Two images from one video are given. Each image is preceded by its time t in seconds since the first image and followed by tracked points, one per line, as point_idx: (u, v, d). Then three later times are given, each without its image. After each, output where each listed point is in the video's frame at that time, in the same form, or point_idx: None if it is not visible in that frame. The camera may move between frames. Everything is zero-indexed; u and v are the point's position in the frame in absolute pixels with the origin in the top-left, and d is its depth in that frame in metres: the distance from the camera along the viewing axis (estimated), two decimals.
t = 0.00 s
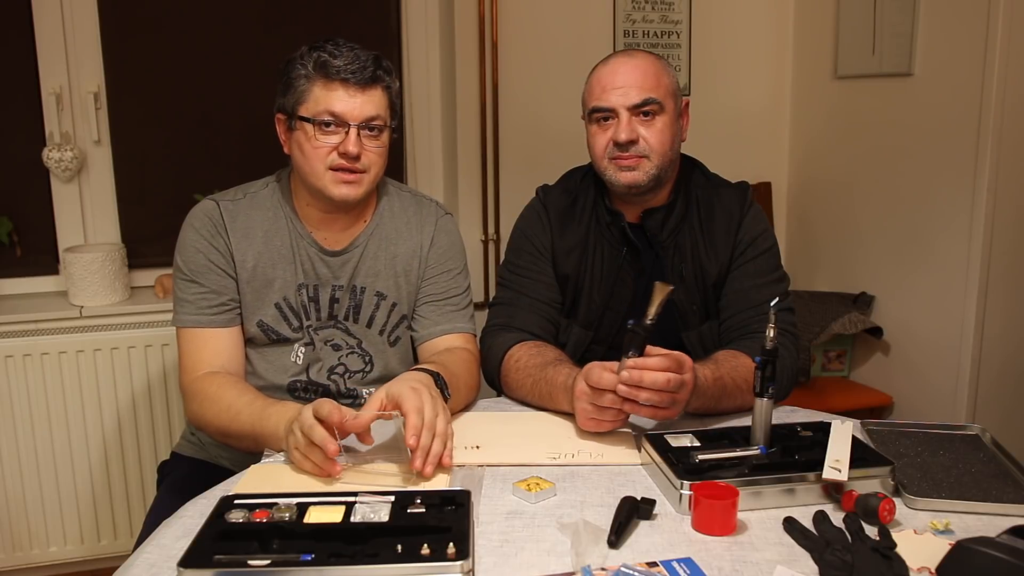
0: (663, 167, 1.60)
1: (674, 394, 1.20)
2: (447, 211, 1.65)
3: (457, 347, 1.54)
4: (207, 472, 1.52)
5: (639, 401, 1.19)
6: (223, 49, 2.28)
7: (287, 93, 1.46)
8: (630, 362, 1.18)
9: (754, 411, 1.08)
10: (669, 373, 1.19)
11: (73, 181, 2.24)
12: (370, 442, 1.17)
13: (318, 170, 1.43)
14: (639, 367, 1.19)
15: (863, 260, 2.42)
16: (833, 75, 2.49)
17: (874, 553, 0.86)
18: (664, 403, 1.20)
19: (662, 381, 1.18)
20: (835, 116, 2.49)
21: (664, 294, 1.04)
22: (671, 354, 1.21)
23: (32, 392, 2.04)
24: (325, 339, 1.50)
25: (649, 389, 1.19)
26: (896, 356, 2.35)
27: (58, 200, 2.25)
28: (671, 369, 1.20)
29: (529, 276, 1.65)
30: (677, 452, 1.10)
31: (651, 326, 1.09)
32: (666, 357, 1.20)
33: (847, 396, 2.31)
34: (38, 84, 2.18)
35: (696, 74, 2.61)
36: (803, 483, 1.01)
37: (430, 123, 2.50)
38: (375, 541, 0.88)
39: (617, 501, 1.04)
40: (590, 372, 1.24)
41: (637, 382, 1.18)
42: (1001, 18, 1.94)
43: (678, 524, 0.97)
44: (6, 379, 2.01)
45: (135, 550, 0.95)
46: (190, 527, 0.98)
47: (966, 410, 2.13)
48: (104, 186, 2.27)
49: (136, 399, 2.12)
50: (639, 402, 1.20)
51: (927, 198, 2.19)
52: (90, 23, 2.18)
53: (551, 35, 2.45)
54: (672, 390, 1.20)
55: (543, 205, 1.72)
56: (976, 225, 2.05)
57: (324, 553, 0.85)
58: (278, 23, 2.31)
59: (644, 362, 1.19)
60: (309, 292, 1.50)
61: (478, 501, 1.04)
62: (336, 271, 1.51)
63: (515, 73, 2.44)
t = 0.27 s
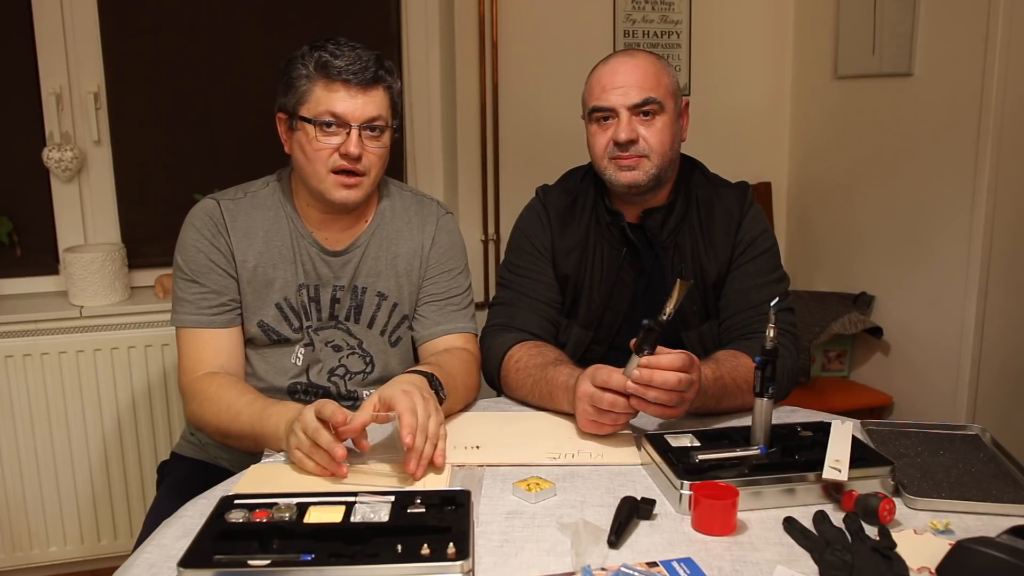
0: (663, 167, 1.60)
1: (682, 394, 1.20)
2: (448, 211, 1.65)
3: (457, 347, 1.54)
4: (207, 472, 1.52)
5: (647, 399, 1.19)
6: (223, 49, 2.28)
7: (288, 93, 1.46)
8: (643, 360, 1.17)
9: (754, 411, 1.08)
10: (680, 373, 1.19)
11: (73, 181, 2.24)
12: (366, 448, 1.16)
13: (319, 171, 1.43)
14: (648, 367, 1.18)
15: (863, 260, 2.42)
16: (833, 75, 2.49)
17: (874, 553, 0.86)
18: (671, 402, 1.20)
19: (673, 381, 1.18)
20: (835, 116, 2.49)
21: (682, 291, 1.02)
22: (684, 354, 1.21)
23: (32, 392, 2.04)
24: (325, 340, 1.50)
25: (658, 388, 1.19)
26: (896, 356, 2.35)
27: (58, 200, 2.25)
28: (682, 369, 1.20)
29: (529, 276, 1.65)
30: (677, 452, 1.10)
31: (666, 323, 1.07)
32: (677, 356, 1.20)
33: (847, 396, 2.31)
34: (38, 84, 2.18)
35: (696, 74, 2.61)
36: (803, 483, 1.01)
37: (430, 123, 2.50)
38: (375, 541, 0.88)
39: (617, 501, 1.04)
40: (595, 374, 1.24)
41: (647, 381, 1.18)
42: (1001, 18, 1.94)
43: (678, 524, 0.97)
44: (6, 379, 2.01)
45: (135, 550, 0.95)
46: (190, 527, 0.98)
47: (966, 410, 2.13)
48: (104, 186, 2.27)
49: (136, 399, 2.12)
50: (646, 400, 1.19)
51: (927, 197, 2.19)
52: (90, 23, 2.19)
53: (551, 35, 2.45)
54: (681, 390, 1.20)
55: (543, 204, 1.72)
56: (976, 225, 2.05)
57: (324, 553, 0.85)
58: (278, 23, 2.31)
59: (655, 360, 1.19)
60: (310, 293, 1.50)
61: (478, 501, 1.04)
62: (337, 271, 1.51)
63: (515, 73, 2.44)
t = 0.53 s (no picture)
0: (663, 166, 1.60)
1: (681, 394, 1.20)
2: (450, 211, 1.65)
3: (458, 347, 1.54)
4: (207, 472, 1.52)
5: (646, 400, 1.19)
6: (223, 49, 2.28)
7: (293, 94, 1.45)
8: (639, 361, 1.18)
9: (754, 411, 1.08)
10: (677, 373, 1.19)
11: (73, 181, 2.24)
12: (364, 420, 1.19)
13: (325, 173, 1.43)
14: (644, 368, 1.19)
15: (863, 260, 2.42)
16: (833, 75, 2.49)
17: (873, 553, 0.86)
18: (671, 403, 1.20)
19: (670, 381, 1.18)
20: (835, 116, 2.49)
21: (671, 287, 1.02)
22: (679, 354, 1.21)
23: (32, 392, 2.04)
24: (326, 340, 1.51)
25: (656, 389, 1.19)
26: (896, 356, 2.35)
27: (58, 200, 2.25)
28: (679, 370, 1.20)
29: (529, 276, 1.65)
30: (677, 452, 1.10)
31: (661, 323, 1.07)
32: (674, 356, 1.20)
33: (847, 396, 2.31)
34: (38, 84, 2.18)
35: (696, 74, 2.61)
36: (803, 483, 1.01)
37: (430, 123, 2.50)
38: (376, 541, 0.88)
39: (617, 501, 1.04)
40: (597, 375, 1.24)
41: (644, 382, 1.18)
42: (1001, 18, 1.94)
43: (678, 524, 0.97)
44: (6, 379, 2.01)
45: (135, 551, 0.95)
46: (190, 527, 0.98)
47: (966, 409, 2.13)
48: (104, 186, 2.28)
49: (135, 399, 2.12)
50: (646, 402, 1.19)
51: (927, 197, 2.19)
52: (90, 23, 2.19)
53: (551, 35, 2.45)
54: (680, 390, 1.20)
55: (544, 204, 1.72)
56: (976, 225, 2.05)
57: (325, 553, 0.85)
58: (278, 23, 2.31)
59: (651, 361, 1.19)
60: (312, 293, 1.50)
61: (478, 501, 1.04)
62: (339, 271, 1.52)
63: (516, 73, 2.44)
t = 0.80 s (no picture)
0: (664, 166, 1.60)
1: (680, 394, 1.20)
2: (456, 212, 1.65)
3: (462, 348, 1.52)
4: (207, 472, 1.52)
5: (646, 401, 1.19)
6: (223, 49, 2.28)
7: (303, 108, 1.45)
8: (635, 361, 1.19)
9: (755, 411, 1.08)
10: (674, 373, 1.19)
11: (73, 181, 2.24)
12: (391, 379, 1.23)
13: (350, 182, 1.43)
14: (642, 369, 1.19)
15: (863, 260, 2.42)
16: (833, 75, 2.49)
17: (873, 553, 0.86)
18: (671, 404, 1.20)
19: (667, 381, 1.18)
20: (835, 116, 2.49)
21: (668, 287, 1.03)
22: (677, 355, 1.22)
23: (32, 392, 2.04)
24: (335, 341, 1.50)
25: (655, 389, 1.19)
26: (896, 356, 2.34)
27: (58, 200, 2.25)
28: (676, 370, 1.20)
29: (529, 276, 1.65)
30: (677, 452, 1.10)
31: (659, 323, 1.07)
32: (672, 356, 1.20)
33: (847, 396, 2.31)
34: (38, 84, 2.18)
35: (696, 74, 2.61)
36: (803, 483, 1.01)
37: (430, 123, 2.50)
38: (376, 542, 0.88)
39: (617, 501, 1.04)
40: (598, 375, 1.25)
41: (642, 383, 1.19)
42: (1001, 18, 1.94)
43: (678, 524, 0.97)
44: (6, 379, 2.01)
45: (135, 550, 0.95)
46: (190, 527, 0.98)
47: (966, 409, 2.13)
48: (104, 186, 2.27)
49: (135, 399, 2.12)
50: (646, 403, 1.19)
51: (927, 198, 2.19)
52: (89, 23, 2.18)
53: (551, 35, 2.45)
54: (678, 390, 1.20)
55: (544, 204, 1.72)
56: (976, 225, 2.05)
57: (325, 553, 0.85)
58: (278, 23, 2.31)
59: (649, 362, 1.19)
60: (321, 295, 1.51)
61: (479, 501, 1.04)
62: (347, 273, 1.52)
63: (515, 73, 2.44)
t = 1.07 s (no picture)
0: (664, 166, 1.60)
1: (679, 394, 1.20)
2: (461, 212, 1.65)
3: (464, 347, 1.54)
4: (207, 472, 1.51)
5: (645, 402, 1.19)
6: (223, 49, 2.28)
7: (317, 104, 1.44)
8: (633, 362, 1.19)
9: (754, 411, 1.08)
10: (672, 373, 1.19)
11: (73, 181, 2.24)
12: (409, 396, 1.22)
13: (357, 180, 1.43)
14: (639, 369, 1.19)
15: (863, 260, 2.42)
16: (833, 75, 2.49)
17: (873, 553, 0.86)
18: (670, 404, 1.20)
19: (666, 381, 1.18)
20: (835, 116, 2.49)
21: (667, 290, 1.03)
22: (676, 355, 1.21)
23: (32, 392, 2.04)
24: (342, 342, 1.52)
25: (653, 389, 1.19)
26: (896, 356, 2.34)
27: (58, 200, 2.25)
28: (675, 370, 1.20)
29: (529, 275, 1.65)
30: (677, 452, 1.10)
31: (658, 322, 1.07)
32: (668, 355, 1.20)
33: (847, 396, 2.31)
34: (38, 84, 2.18)
35: (696, 74, 2.61)
36: (803, 483, 1.01)
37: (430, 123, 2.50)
38: (375, 541, 0.88)
39: (617, 501, 1.04)
40: (598, 375, 1.25)
41: (640, 383, 1.19)
42: (1001, 18, 1.94)
43: (678, 525, 0.97)
44: (6, 379, 2.01)
45: (135, 550, 0.95)
46: (190, 527, 0.98)
47: (966, 409, 2.13)
48: (104, 186, 2.27)
49: (135, 400, 2.12)
50: (645, 403, 1.19)
51: (927, 198, 2.19)
52: (90, 23, 2.19)
53: (550, 35, 2.45)
54: (677, 390, 1.20)
55: (544, 204, 1.72)
56: (976, 225, 2.05)
57: (324, 553, 0.85)
58: (277, 23, 2.31)
59: (646, 361, 1.20)
60: (328, 297, 1.51)
61: (479, 501, 1.04)
62: (354, 274, 1.52)
63: (515, 73, 2.44)
